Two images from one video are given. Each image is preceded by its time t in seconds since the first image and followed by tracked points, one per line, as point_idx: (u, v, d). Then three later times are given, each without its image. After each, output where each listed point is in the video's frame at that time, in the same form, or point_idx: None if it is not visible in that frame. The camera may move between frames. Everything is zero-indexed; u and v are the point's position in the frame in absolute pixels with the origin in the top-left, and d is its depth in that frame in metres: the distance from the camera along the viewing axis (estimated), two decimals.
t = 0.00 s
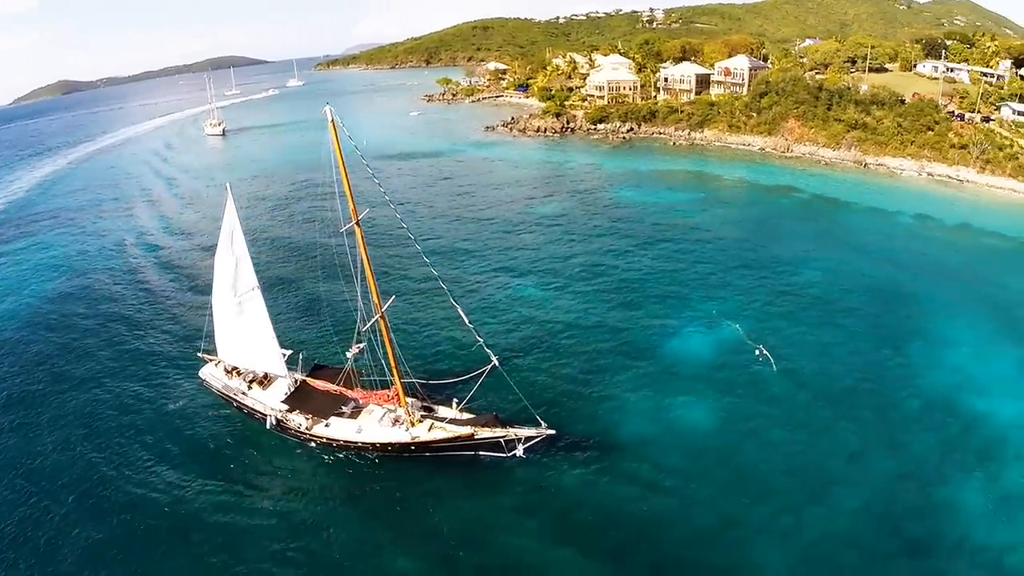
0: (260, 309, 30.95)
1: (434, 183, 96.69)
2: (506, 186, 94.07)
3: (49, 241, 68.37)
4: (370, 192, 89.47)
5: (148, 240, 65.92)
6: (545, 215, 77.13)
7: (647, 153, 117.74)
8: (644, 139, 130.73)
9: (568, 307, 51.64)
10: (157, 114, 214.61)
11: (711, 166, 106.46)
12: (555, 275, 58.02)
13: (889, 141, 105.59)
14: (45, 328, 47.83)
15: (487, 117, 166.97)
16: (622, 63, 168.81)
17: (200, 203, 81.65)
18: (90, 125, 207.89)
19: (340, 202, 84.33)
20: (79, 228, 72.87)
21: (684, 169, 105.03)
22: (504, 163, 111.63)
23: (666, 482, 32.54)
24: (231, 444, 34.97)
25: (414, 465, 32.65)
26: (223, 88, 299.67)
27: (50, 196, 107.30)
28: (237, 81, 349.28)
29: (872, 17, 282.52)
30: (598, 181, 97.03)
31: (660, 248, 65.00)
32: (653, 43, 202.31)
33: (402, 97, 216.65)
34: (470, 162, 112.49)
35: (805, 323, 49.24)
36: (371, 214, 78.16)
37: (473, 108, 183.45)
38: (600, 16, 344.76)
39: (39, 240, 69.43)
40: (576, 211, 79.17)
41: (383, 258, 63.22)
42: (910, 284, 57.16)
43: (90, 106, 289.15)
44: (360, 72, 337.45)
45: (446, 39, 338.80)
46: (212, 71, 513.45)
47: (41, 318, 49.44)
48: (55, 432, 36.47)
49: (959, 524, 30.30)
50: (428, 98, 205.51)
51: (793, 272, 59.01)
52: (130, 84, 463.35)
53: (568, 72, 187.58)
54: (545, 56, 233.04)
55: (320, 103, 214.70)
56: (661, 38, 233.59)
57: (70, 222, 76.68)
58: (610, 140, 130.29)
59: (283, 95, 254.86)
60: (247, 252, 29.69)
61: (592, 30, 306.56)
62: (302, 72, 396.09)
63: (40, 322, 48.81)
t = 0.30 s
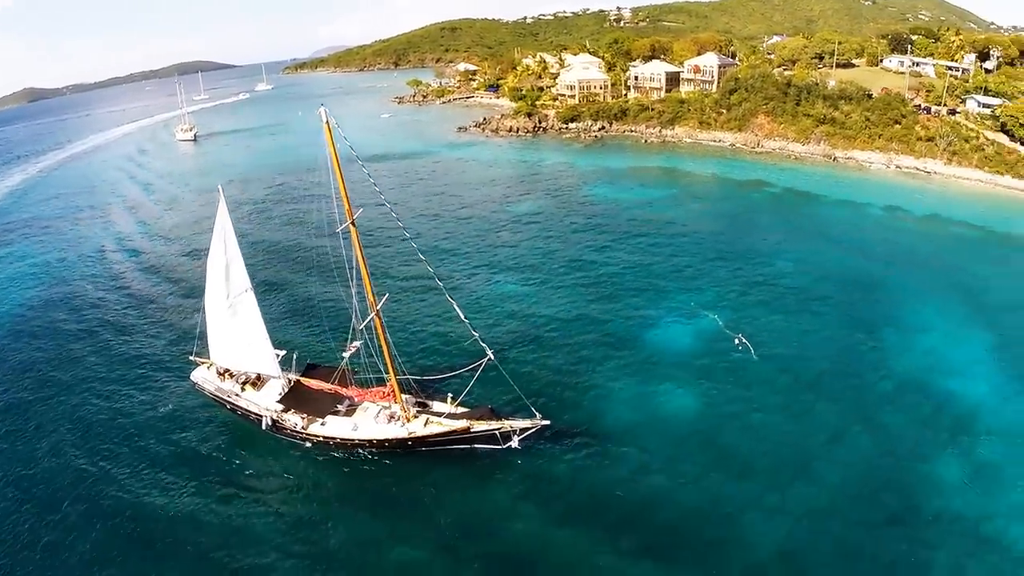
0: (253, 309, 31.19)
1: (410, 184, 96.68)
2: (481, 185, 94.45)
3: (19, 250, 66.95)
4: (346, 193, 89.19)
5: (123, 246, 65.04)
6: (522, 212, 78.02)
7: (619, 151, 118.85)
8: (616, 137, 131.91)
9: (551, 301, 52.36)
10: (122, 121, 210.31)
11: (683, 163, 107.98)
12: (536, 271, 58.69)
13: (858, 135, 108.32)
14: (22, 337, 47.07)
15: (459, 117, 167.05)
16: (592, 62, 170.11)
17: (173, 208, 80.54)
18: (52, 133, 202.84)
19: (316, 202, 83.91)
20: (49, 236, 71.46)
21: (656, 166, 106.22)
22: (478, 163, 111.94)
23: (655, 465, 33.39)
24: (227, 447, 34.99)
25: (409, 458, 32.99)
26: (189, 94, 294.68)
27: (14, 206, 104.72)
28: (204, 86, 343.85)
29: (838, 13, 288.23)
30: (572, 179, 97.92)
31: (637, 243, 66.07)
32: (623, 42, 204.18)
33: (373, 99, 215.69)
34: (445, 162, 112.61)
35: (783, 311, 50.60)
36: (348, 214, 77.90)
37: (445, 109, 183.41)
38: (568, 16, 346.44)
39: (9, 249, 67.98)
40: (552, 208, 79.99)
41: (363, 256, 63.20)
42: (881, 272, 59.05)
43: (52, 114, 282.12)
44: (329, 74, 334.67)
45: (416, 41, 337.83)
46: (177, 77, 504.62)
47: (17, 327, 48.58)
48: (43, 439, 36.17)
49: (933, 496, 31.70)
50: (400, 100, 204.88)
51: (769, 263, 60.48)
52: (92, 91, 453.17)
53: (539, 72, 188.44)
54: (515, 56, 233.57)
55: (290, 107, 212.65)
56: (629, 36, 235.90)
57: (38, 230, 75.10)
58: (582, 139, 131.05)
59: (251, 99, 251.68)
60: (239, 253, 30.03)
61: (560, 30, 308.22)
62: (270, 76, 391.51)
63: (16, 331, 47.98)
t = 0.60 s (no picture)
0: (245, 311, 31.51)
1: (386, 185, 96.54)
2: (458, 185, 94.74)
3: None
4: (323, 195, 88.80)
5: (99, 253, 64.15)
6: (500, 210, 78.61)
7: (593, 149, 119.77)
8: (590, 135, 132.85)
9: (535, 295, 53.06)
10: (86, 129, 205.64)
11: (656, 160, 109.25)
12: (519, 266, 59.35)
13: (827, 131, 110.97)
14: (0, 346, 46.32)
15: (433, 119, 166.84)
16: (563, 62, 171.05)
17: (147, 213, 79.41)
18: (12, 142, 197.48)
19: (293, 205, 83.45)
20: (20, 245, 70.00)
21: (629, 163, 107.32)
22: (454, 163, 112.09)
23: (647, 449, 34.32)
24: (224, 446, 35.28)
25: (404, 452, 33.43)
26: (155, 99, 289.10)
27: None
28: (169, 91, 337.35)
29: (804, 11, 294.06)
30: (548, 177, 98.63)
31: (617, 238, 67.08)
32: (593, 41, 205.56)
33: (345, 102, 214.17)
34: (420, 163, 112.52)
35: (762, 300, 51.96)
36: (326, 214, 77.62)
37: (418, 111, 183.03)
38: (536, 16, 347.62)
39: None
40: (530, 206, 80.69)
41: (344, 253, 63.08)
42: (854, 260, 60.93)
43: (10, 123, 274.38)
44: (299, 78, 331.11)
45: (385, 43, 336.10)
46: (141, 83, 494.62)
47: None
48: (35, 444, 36.17)
49: (912, 469, 33.11)
50: (372, 102, 203.88)
51: (746, 254, 61.92)
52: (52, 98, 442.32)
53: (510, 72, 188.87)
54: (485, 58, 233.62)
55: (259, 111, 210.17)
56: (598, 36, 237.58)
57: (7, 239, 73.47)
58: (555, 138, 131.18)
59: (220, 104, 248.06)
60: (232, 255, 30.43)
61: (529, 30, 309.31)
62: (237, 80, 385.84)
63: None
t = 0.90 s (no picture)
0: (237, 313, 31.90)
1: (361, 184, 96.34)
2: (433, 185, 95.08)
3: None
4: (298, 197, 88.48)
5: (73, 260, 63.20)
6: (477, 209, 79.24)
7: (564, 148, 120.90)
8: (561, 134, 133.87)
9: (518, 290, 53.82)
10: (47, 137, 200.79)
11: (628, 157, 110.84)
12: (500, 263, 60.07)
13: (796, 126, 113.94)
14: None
15: (404, 120, 166.53)
16: (533, 63, 172.00)
17: (119, 219, 78.29)
18: None
19: (268, 208, 83.00)
20: None
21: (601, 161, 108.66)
22: (428, 164, 112.27)
23: (637, 435, 35.19)
24: (218, 446, 35.48)
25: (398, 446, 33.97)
26: (117, 106, 282.97)
27: None
28: (132, 98, 330.58)
29: (770, 8, 299.28)
30: (522, 176, 99.46)
31: (594, 233, 68.19)
32: (562, 41, 206.99)
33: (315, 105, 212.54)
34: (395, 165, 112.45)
35: (739, 289, 53.44)
36: (303, 216, 77.44)
37: (389, 113, 182.49)
38: (504, 17, 348.29)
39: None
40: (506, 204, 81.41)
41: (324, 253, 63.07)
42: (826, 250, 62.83)
43: None
44: (266, 82, 327.17)
45: (354, 45, 333.96)
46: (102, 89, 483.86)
47: None
48: (26, 448, 36.12)
49: (890, 447, 34.48)
50: (342, 105, 202.68)
51: (722, 246, 63.49)
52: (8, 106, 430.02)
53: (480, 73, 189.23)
54: (454, 59, 233.45)
55: (227, 116, 207.50)
56: (566, 36, 239.24)
57: None
58: (526, 138, 131.64)
59: (186, 110, 244.16)
60: (223, 257, 30.81)
61: (497, 31, 310.02)
62: (203, 85, 379.60)
63: None
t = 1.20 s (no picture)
0: (227, 315, 32.23)
1: (332, 186, 96.18)
2: (405, 185, 95.41)
3: None
4: (270, 201, 88.02)
5: (42, 270, 62.15)
6: (451, 208, 79.88)
7: (534, 147, 121.87)
8: (530, 134, 134.77)
9: (497, 285, 54.64)
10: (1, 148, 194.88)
11: (597, 155, 112.18)
12: (478, 260, 60.84)
13: (761, 121, 116.84)
14: None
15: (373, 123, 166.05)
16: (499, 63, 172.88)
17: (86, 227, 76.95)
18: None
19: (240, 212, 82.43)
20: None
21: (570, 159, 109.86)
22: (400, 165, 112.37)
23: (620, 421, 36.31)
24: (210, 449, 35.74)
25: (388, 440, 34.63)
26: (74, 114, 275.79)
27: None
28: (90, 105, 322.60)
29: (732, 6, 304.98)
30: (493, 176, 100.19)
31: (570, 229, 69.22)
32: (528, 41, 208.30)
33: (281, 109, 210.53)
34: (366, 167, 112.39)
35: (714, 280, 54.97)
36: (277, 220, 77.19)
37: (358, 116, 181.74)
38: (468, 18, 348.66)
39: None
40: (479, 203, 82.09)
41: (301, 254, 63.16)
42: (794, 240, 64.80)
43: None
44: (230, 87, 322.51)
45: (319, 48, 331.22)
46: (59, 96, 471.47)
47: None
48: (14, 456, 36.04)
49: (861, 424, 36.14)
50: (309, 109, 201.10)
51: (695, 239, 65.09)
52: None
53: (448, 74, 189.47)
54: (420, 61, 233.51)
55: (191, 122, 204.24)
56: (531, 36, 240.55)
57: None
58: (496, 138, 132.40)
59: (147, 117, 239.46)
60: (212, 260, 31.11)
61: (461, 32, 310.36)
62: (164, 92, 372.62)
63: None
